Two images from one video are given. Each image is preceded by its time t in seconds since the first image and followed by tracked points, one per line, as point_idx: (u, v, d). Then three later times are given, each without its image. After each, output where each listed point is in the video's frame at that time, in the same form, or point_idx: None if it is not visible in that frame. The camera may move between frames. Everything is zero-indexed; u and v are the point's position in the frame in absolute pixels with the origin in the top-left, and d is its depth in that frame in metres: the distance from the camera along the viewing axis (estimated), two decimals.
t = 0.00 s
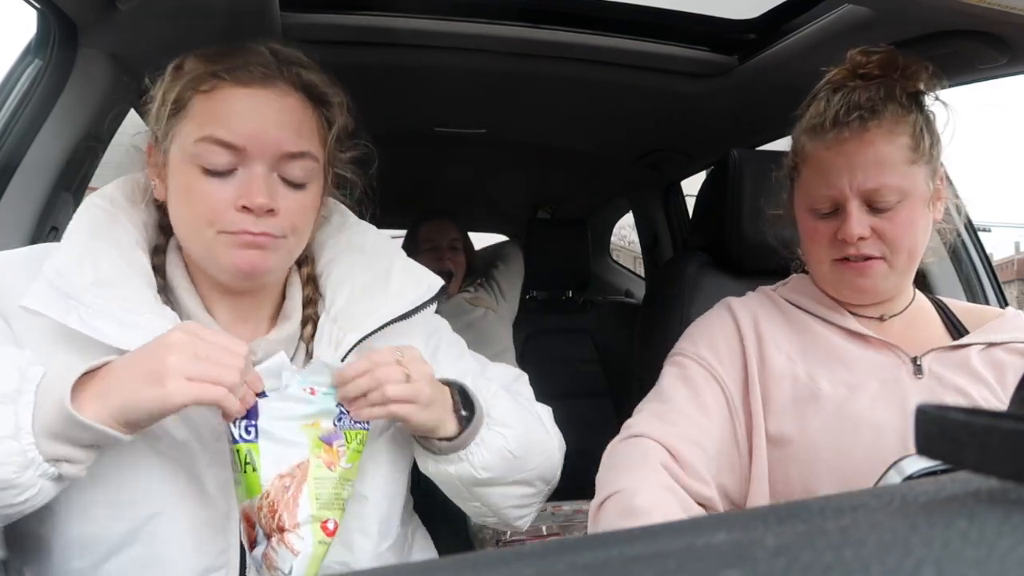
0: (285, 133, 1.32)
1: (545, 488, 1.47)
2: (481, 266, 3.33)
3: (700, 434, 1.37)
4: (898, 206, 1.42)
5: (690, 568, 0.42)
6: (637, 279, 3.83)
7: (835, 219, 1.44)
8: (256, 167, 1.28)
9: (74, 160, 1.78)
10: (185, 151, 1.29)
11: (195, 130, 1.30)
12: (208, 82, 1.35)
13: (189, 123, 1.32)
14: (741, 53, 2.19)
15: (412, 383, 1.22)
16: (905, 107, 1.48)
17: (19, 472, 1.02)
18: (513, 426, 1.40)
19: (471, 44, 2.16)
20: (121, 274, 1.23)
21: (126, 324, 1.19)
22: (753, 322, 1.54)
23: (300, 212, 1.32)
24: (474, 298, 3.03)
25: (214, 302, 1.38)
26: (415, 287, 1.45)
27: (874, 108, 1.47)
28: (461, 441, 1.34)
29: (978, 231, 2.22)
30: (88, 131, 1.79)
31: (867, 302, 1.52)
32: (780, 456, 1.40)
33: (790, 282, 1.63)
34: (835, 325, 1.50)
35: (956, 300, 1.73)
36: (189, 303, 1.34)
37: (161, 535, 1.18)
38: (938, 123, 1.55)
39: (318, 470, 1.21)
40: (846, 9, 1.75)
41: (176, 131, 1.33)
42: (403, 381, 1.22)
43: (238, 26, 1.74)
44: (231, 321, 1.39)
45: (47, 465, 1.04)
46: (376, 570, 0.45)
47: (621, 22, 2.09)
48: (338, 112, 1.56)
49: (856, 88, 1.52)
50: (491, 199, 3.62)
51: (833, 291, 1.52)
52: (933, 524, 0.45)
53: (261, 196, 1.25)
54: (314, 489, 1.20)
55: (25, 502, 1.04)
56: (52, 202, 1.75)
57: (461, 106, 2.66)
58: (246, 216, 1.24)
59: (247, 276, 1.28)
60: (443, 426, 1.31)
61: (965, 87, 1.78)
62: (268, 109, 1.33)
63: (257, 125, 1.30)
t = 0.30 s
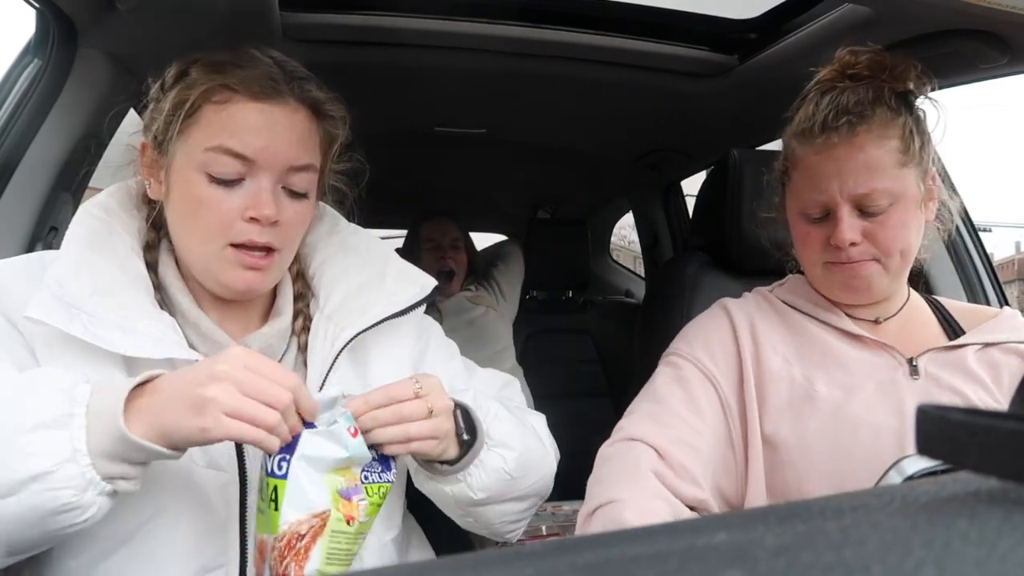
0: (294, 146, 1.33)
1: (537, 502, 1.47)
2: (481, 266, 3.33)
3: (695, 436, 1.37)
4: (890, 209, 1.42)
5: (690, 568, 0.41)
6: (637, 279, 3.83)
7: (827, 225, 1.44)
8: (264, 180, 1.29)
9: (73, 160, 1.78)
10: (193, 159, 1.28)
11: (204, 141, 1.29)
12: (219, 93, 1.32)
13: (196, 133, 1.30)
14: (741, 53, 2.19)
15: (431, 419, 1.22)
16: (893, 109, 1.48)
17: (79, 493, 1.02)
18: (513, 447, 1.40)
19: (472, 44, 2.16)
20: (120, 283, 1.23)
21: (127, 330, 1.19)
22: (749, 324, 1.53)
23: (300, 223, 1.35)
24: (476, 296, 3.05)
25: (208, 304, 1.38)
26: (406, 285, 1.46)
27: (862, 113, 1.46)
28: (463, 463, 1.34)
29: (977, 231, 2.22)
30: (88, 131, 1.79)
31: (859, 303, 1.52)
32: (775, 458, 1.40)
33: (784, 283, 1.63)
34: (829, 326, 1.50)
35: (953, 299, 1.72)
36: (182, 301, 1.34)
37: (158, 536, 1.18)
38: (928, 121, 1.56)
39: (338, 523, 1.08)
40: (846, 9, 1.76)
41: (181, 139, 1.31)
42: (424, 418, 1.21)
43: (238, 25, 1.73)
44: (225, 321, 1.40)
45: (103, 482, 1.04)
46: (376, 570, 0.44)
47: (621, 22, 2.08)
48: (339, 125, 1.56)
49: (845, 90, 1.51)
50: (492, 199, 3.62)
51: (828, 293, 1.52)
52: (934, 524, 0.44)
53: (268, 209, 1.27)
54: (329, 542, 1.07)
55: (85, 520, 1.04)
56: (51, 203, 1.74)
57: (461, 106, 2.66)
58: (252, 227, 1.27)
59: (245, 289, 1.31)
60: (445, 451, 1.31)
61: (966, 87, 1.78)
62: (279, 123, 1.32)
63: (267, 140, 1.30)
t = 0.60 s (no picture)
0: (296, 152, 1.33)
1: (540, 480, 1.49)
2: (483, 266, 3.33)
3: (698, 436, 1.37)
4: (892, 208, 1.42)
5: (690, 568, 0.41)
6: (637, 279, 3.83)
7: (831, 223, 1.44)
8: (267, 185, 1.29)
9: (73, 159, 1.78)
10: (197, 166, 1.28)
11: (208, 147, 1.29)
12: (222, 99, 1.32)
13: (200, 140, 1.30)
14: (741, 53, 2.19)
15: (408, 382, 1.25)
16: (897, 108, 1.48)
17: (83, 457, 1.03)
18: (504, 423, 1.42)
19: (473, 44, 2.16)
20: (128, 280, 1.23)
21: (134, 327, 1.19)
22: (752, 324, 1.53)
23: (300, 227, 1.35)
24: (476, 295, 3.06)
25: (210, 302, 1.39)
26: (404, 281, 1.47)
27: (866, 111, 1.46)
28: (455, 438, 1.36)
29: (978, 231, 2.22)
30: (88, 131, 1.79)
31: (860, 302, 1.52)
32: (778, 459, 1.40)
33: (787, 283, 1.63)
34: (830, 326, 1.50)
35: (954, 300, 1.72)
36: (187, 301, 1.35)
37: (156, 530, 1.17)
38: (930, 122, 1.56)
39: (335, 486, 1.11)
40: (846, 8, 1.76)
41: (185, 145, 1.31)
42: (399, 379, 1.24)
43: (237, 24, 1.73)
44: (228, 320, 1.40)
45: (106, 453, 1.05)
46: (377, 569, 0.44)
47: (621, 23, 2.08)
48: (338, 128, 1.56)
49: (849, 91, 1.51)
50: (492, 199, 3.62)
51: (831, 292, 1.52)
52: (934, 524, 0.44)
53: (270, 214, 1.28)
54: (331, 503, 1.10)
55: (86, 487, 1.04)
56: (50, 203, 1.74)
57: (461, 106, 2.66)
58: (253, 232, 1.27)
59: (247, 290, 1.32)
60: (433, 425, 1.33)
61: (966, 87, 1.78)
62: (283, 130, 1.32)
63: (270, 147, 1.30)
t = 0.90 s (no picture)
0: (307, 155, 1.32)
1: (534, 478, 1.49)
2: (483, 266, 3.33)
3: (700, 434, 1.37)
4: (894, 204, 1.42)
5: (690, 568, 0.41)
6: (637, 279, 3.83)
7: (833, 218, 1.45)
8: (277, 187, 1.29)
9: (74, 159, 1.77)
10: (208, 167, 1.28)
11: (219, 148, 1.29)
12: (234, 102, 1.32)
13: (211, 142, 1.30)
14: (741, 53, 2.19)
15: (428, 368, 1.28)
16: (900, 106, 1.48)
17: (30, 465, 1.04)
18: (508, 421, 1.42)
19: (473, 44, 2.15)
20: (129, 281, 1.23)
21: (134, 328, 1.19)
22: (754, 323, 1.53)
23: (310, 229, 1.35)
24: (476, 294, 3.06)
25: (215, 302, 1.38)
26: (413, 282, 1.47)
27: (868, 107, 1.47)
28: (461, 433, 1.37)
29: (978, 231, 2.22)
30: (88, 131, 1.78)
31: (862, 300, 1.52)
32: (778, 459, 1.40)
33: (787, 282, 1.64)
34: (832, 325, 1.50)
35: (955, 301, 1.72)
36: (191, 301, 1.35)
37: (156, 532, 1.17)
38: (933, 123, 1.55)
39: (336, 469, 1.17)
40: (846, 8, 1.75)
41: (196, 146, 1.31)
42: (419, 362, 1.27)
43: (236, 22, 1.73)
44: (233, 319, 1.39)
45: (57, 459, 1.06)
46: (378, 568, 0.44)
47: (621, 23, 2.08)
48: (348, 132, 1.56)
49: (853, 89, 1.52)
50: (492, 199, 3.62)
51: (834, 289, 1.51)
52: (934, 525, 0.44)
53: (280, 216, 1.27)
54: (334, 485, 1.16)
55: (36, 494, 1.06)
56: (51, 203, 1.73)
57: (462, 107, 2.66)
58: (264, 234, 1.27)
59: (254, 290, 1.31)
60: (439, 419, 1.34)
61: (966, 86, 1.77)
62: (293, 133, 1.32)
63: (281, 149, 1.29)
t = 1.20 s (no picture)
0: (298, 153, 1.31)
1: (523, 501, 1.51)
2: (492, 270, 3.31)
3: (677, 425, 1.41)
4: (911, 211, 1.42)
5: (690, 568, 0.42)
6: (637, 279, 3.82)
7: (846, 216, 1.45)
8: (269, 185, 1.27)
9: (74, 159, 1.77)
10: (202, 171, 1.28)
11: (212, 152, 1.29)
12: (226, 106, 1.34)
13: (206, 146, 1.31)
14: (741, 53, 2.19)
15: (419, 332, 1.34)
16: (932, 113, 1.48)
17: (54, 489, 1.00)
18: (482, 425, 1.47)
19: (473, 44, 2.16)
20: (152, 280, 1.18)
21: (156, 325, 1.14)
22: (753, 321, 1.56)
23: (311, 228, 1.31)
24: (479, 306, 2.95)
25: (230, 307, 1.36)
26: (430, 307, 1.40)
27: (901, 110, 1.47)
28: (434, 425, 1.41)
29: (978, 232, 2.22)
30: (88, 131, 1.79)
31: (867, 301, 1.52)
32: (778, 456, 1.41)
33: (791, 282, 1.64)
34: (833, 322, 1.51)
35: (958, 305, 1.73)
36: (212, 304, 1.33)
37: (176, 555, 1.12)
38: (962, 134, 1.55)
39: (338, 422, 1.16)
40: (846, 9, 1.75)
41: (194, 155, 1.32)
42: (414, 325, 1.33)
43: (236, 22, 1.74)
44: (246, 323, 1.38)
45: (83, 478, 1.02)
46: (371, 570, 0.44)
47: (621, 23, 2.09)
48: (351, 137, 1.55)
49: (882, 91, 1.51)
50: (492, 199, 3.62)
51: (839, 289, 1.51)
52: (934, 524, 0.44)
53: (272, 213, 1.25)
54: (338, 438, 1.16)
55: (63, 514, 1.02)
56: (51, 203, 1.73)
57: (462, 106, 2.66)
58: (257, 233, 1.24)
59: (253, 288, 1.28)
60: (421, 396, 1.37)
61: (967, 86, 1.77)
62: (283, 133, 1.32)
63: (274, 151, 1.29)
